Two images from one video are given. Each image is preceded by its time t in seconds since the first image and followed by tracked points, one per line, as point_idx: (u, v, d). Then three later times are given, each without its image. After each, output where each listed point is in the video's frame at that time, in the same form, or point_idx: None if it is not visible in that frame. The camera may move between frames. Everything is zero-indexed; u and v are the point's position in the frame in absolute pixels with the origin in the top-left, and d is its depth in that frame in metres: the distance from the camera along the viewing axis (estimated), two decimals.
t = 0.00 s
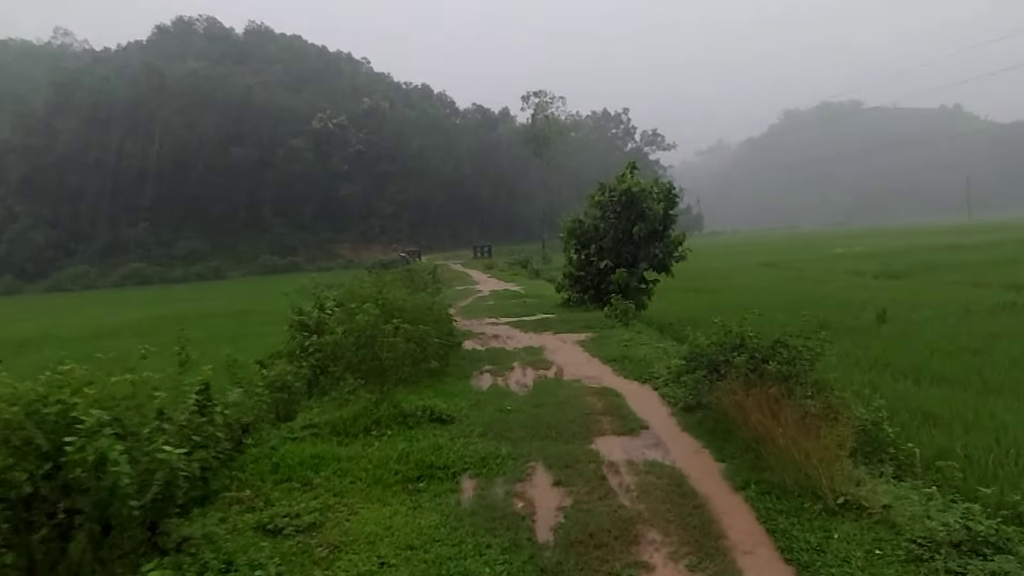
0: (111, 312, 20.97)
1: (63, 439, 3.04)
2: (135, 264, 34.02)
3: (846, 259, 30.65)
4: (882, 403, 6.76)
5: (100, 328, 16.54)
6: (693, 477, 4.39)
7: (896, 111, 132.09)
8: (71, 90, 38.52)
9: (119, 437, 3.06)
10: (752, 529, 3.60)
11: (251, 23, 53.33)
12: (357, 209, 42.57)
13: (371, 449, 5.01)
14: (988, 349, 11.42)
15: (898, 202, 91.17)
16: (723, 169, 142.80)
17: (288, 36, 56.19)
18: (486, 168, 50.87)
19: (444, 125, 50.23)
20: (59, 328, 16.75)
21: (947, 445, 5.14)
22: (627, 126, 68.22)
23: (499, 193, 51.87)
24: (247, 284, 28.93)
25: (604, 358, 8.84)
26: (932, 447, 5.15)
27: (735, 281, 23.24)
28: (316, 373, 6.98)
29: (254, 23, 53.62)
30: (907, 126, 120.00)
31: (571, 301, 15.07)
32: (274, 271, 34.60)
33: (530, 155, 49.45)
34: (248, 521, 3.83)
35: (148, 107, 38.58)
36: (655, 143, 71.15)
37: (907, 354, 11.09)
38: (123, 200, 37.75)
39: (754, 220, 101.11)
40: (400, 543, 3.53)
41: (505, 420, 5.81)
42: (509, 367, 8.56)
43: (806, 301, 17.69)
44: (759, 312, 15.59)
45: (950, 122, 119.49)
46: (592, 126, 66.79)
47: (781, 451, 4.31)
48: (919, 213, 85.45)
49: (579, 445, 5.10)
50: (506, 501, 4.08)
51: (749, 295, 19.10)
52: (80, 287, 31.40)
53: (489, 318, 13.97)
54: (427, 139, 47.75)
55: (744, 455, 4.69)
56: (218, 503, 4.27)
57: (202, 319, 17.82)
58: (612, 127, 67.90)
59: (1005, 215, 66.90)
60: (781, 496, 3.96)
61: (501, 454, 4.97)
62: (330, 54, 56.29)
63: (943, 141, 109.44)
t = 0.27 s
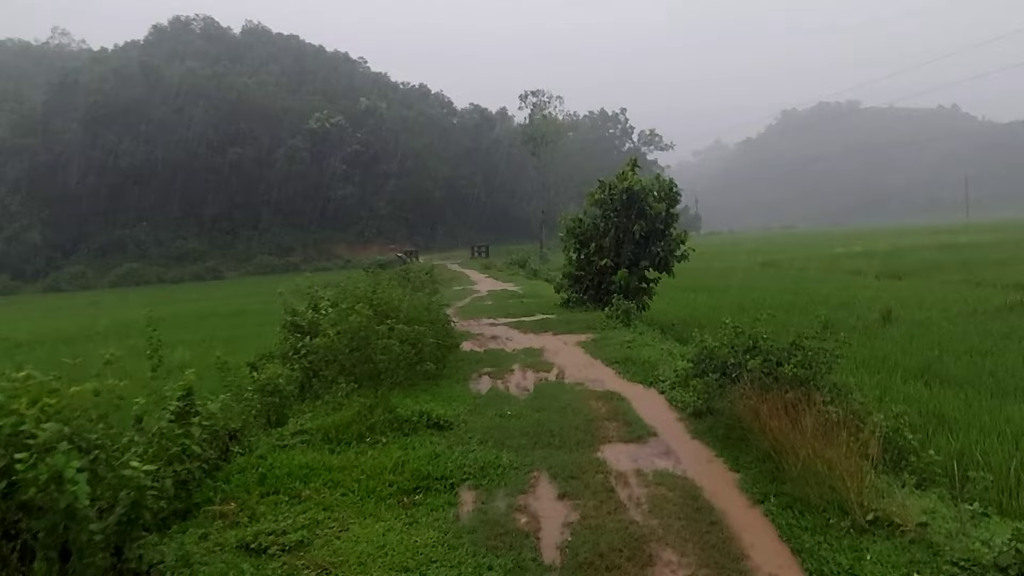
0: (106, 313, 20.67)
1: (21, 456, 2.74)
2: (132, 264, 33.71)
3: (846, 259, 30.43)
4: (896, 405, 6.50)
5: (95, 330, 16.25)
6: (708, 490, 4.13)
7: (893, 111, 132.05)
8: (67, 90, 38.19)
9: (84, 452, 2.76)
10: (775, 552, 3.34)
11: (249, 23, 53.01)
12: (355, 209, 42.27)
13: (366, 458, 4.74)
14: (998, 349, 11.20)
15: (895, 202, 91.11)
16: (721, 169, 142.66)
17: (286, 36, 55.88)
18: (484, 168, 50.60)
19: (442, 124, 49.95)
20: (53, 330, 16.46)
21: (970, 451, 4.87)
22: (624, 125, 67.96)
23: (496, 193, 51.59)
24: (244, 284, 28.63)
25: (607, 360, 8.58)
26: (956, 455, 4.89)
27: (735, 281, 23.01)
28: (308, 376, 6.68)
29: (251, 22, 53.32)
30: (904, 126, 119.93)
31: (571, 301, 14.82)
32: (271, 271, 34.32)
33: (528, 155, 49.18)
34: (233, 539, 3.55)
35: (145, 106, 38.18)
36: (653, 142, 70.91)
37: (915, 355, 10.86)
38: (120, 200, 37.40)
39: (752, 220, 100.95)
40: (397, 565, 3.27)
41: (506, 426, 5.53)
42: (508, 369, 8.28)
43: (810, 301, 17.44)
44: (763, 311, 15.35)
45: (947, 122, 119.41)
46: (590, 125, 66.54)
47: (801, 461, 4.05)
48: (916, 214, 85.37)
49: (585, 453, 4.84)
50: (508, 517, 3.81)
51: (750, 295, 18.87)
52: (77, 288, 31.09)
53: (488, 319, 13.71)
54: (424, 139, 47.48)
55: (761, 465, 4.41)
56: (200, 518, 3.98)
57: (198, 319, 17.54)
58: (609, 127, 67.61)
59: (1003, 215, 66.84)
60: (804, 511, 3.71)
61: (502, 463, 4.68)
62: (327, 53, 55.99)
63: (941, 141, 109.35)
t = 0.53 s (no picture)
0: (95, 319, 20.30)
1: None
2: (124, 268, 33.29)
3: (841, 258, 30.30)
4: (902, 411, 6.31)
5: (83, 336, 15.92)
6: (713, 513, 3.90)
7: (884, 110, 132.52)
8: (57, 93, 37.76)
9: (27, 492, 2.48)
10: None
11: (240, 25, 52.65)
12: (347, 211, 41.93)
13: (350, 478, 4.48)
14: (1003, 351, 11.00)
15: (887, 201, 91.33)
16: (713, 169, 142.82)
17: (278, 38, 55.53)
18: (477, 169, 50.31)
19: (434, 126, 49.67)
20: (40, 337, 16.10)
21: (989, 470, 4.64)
22: (617, 126, 67.83)
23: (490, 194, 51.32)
24: (236, 287, 28.28)
25: (604, 366, 8.33)
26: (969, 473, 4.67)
27: (731, 282, 22.82)
28: (295, 386, 6.38)
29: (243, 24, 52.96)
30: (895, 125, 120.34)
31: (565, 304, 14.56)
32: (264, 274, 33.96)
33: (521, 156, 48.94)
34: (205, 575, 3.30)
35: (135, 109, 37.69)
36: (646, 143, 70.80)
37: (918, 358, 10.63)
38: (112, 203, 36.92)
39: (745, 220, 101.03)
40: None
41: (499, 440, 5.28)
42: (501, 377, 8.02)
43: (808, 302, 17.24)
44: (761, 313, 15.13)
45: (938, 121, 119.90)
46: (582, 126, 66.38)
47: (811, 482, 3.82)
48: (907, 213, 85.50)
49: (582, 471, 4.59)
50: (501, 546, 3.57)
51: (748, 295, 18.67)
52: (67, 292, 30.66)
53: (481, 323, 13.44)
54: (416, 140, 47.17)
55: (768, 485, 4.18)
56: (171, 548, 3.71)
57: (189, 325, 17.21)
58: (602, 128, 67.47)
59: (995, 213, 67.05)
60: (815, 537, 3.48)
61: (494, 482, 4.42)
62: (319, 55, 55.66)
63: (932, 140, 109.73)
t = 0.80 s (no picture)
0: (83, 320, 19.95)
1: None
2: (115, 269, 32.88)
3: (836, 257, 30.18)
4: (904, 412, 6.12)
5: (69, 339, 15.56)
6: (716, 524, 3.67)
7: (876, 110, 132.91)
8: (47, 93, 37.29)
9: None
10: None
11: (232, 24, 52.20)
12: (340, 211, 41.59)
13: (330, 489, 4.23)
14: (1006, 350, 10.79)
15: (880, 200, 91.53)
16: (707, 169, 142.93)
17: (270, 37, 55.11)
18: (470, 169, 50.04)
19: (427, 125, 49.39)
20: (25, 340, 15.72)
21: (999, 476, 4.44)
22: (611, 126, 67.68)
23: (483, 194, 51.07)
24: (228, 288, 27.93)
25: (598, 368, 8.10)
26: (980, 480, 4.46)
27: (727, 281, 22.64)
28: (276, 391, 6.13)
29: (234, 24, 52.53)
30: (888, 124, 120.65)
31: (559, 304, 14.33)
32: (257, 275, 33.61)
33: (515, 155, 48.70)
34: None
35: (126, 109, 37.21)
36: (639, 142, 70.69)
37: (919, 357, 10.43)
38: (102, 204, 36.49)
39: (738, 219, 101.10)
40: None
41: (489, 446, 5.03)
42: (492, 379, 7.78)
43: (805, 301, 17.05)
44: (758, 312, 14.92)
45: (930, 120, 120.29)
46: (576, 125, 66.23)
47: (818, 491, 3.60)
48: (901, 212, 85.59)
49: (575, 479, 4.36)
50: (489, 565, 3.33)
51: (744, 294, 18.47)
52: (58, 294, 30.24)
53: (474, 324, 13.19)
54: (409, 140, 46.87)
55: (771, 493, 3.95)
56: (133, 565, 3.46)
57: (178, 326, 16.88)
58: (595, 127, 67.34)
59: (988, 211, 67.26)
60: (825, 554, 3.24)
61: (481, 491, 4.18)
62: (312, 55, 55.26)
63: (925, 138, 110.04)
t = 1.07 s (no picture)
0: (69, 322, 19.56)
1: None
2: (103, 269, 32.44)
3: (829, 254, 30.03)
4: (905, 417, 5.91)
5: (53, 342, 15.19)
6: (719, 547, 3.43)
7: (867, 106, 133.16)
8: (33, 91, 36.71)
9: None
10: None
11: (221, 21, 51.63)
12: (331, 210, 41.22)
13: (306, 507, 3.97)
14: (1003, 349, 10.62)
15: (871, 196, 91.66)
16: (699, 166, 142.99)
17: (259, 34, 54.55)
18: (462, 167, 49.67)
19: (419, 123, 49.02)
20: (7, 344, 15.33)
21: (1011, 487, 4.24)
22: (603, 123, 67.41)
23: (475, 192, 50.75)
24: (218, 288, 27.55)
25: (591, 371, 7.85)
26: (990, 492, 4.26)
27: (720, 278, 22.45)
28: (255, 400, 5.87)
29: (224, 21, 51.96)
30: (879, 121, 120.87)
31: (551, 304, 14.09)
32: (247, 274, 33.24)
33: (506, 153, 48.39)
34: None
35: (113, 107, 36.67)
36: (632, 140, 70.41)
37: (919, 357, 10.21)
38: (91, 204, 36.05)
39: (730, 217, 101.11)
40: None
41: (478, 458, 4.79)
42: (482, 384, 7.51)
43: (798, 299, 16.87)
44: (752, 311, 14.72)
45: (920, 116, 120.55)
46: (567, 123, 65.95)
47: (826, 511, 3.35)
48: (893, 208, 85.57)
49: (567, 495, 4.11)
50: None
51: (737, 292, 18.29)
52: (45, 295, 29.80)
53: (465, 324, 12.92)
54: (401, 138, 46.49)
55: (775, 511, 3.72)
56: None
57: (165, 328, 16.53)
58: (588, 124, 67.05)
59: (978, 208, 67.44)
60: None
61: (467, 509, 3.93)
62: (302, 52, 54.72)
63: (916, 135, 110.26)
